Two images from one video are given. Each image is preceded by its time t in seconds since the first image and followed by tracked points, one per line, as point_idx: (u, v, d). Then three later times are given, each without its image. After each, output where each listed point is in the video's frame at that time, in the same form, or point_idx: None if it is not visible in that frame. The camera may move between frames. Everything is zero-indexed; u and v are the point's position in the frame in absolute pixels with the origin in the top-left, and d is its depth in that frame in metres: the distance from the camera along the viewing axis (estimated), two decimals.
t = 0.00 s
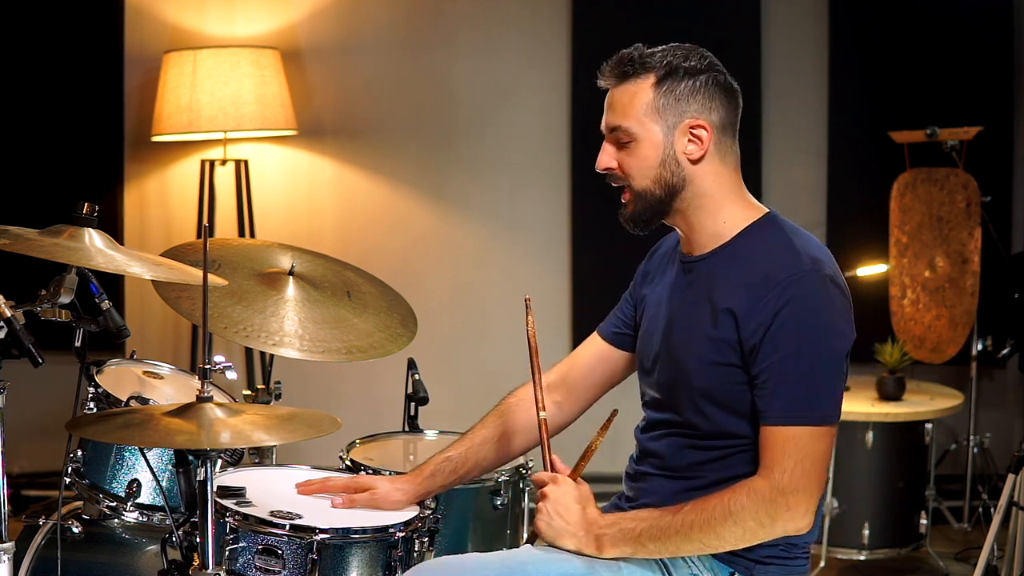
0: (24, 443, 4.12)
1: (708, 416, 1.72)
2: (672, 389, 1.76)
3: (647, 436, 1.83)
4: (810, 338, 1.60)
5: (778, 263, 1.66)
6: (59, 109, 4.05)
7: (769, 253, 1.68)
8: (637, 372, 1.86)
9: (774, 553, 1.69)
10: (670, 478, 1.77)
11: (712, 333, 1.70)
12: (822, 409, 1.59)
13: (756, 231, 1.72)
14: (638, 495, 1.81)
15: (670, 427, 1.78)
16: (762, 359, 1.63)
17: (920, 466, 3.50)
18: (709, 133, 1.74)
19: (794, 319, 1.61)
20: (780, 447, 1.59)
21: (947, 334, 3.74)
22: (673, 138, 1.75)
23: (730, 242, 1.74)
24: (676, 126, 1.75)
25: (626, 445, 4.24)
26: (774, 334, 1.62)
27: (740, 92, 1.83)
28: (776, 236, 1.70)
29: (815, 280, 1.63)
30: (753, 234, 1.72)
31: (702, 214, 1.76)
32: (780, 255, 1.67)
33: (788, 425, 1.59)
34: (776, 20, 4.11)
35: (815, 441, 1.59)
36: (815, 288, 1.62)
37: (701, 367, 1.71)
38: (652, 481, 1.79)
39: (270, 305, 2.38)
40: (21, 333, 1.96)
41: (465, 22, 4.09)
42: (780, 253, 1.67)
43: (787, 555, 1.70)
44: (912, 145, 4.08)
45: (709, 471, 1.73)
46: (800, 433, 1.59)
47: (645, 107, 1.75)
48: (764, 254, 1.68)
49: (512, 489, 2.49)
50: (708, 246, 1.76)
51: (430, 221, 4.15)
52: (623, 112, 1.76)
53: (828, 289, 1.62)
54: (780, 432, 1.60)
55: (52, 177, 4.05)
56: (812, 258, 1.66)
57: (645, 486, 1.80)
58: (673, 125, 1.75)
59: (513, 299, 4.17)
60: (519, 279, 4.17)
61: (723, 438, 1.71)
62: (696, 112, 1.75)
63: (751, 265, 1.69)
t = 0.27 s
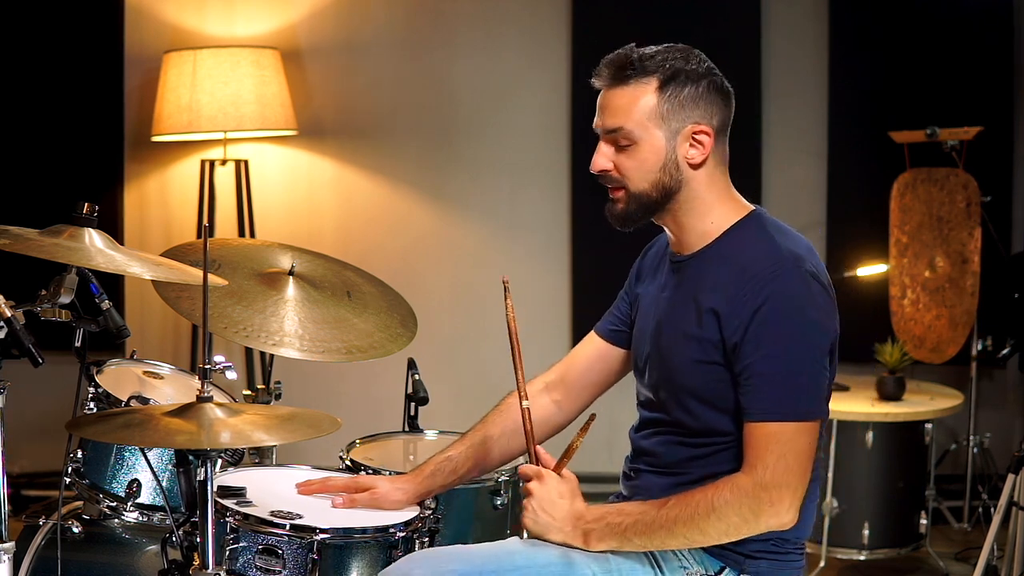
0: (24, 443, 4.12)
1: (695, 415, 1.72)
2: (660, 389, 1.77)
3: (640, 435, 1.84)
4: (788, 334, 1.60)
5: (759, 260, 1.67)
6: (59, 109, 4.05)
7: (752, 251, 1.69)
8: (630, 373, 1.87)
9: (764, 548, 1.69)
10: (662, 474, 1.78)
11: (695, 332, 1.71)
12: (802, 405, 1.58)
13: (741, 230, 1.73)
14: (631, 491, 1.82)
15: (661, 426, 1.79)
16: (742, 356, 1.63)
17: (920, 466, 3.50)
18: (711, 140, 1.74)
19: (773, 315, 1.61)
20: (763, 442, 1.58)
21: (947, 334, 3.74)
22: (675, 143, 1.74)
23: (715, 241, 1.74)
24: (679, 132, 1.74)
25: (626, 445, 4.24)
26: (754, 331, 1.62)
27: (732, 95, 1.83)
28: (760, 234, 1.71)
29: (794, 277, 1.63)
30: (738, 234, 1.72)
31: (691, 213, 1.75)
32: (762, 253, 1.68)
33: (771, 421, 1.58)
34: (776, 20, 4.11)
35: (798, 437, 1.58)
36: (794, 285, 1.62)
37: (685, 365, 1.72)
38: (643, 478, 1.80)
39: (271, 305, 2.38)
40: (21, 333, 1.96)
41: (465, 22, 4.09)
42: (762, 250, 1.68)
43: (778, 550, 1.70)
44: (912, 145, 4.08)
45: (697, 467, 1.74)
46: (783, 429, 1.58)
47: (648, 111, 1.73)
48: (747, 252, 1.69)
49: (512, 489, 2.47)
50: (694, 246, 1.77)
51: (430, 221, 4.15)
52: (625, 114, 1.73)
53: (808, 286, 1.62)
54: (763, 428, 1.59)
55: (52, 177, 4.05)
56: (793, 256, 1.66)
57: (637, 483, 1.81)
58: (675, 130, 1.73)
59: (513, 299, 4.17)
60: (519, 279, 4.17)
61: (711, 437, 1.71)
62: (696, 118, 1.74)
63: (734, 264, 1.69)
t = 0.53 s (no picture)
0: (24, 443, 4.12)
1: (690, 414, 1.73)
2: (656, 389, 1.77)
3: (638, 435, 1.84)
4: (777, 329, 1.60)
5: (750, 257, 1.67)
6: (59, 109, 4.05)
7: (743, 248, 1.69)
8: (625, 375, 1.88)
9: (765, 543, 1.70)
10: (660, 472, 1.78)
11: (687, 331, 1.71)
12: (795, 399, 1.58)
13: (733, 227, 1.73)
14: (630, 490, 1.82)
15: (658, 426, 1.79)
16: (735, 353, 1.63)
17: (920, 466, 3.50)
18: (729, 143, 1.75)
19: (764, 310, 1.61)
20: (760, 438, 1.58)
21: (947, 334, 3.74)
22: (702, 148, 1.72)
23: (707, 239, 1.74)
24: (705, 137, 1.72)
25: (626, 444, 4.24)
26: (745, 327, 1.63)
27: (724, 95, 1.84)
28: (750, 230, 1.71)
29: (784, 271, 1.63)
30: (729, 231, 1.73)
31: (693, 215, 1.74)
32: (752, 249, 1.68)
33: (766, 416, 1.58)
34: (776, 20, 4.11)
35: (794, 432, 1.58)
36: (784, 279, 1.63)
37: (679, 365, 1.72)
38: (642, 477, 1.80)
39: (270, 305, 2.38)
40: (21, 333, 1.96)
41: (465, 22, 4.09)
42: (753, 246, 1.68)
43: (778, 546, 1.70)
44: (912, 145, 4.08)
45: (695, 466, 1.74)
46: (779, 424, 1.58)
47: (683, 117, 1.68)
48: (738, 249, 1.69)
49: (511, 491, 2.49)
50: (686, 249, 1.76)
51: (430, 221, 4.15)
52: (661, 119, 1.67)
53: (797, 280, 1.63)
54: (760, 423, 1.59)
55: (52, 177, 4.05)
56: (783, 249, 1.66)
57: (637, 483, 1.81)
58: (702, 135, 1.71)
59: (513, 299, 4.17)
60: (519, 279, 4.17)
61: (707, 435, 1.72)
62: (715, 121, 1.73)
63: (725, 261, 1.70)
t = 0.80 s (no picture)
0: (23, 443, 4.12)
1: (699, 417, 1.73)
2: (663, 392, 1.77)
3: (639, 437, 1.84)
4: (796, 338, 1.60)
5: (764, 264, 1.67)
6: (58, 109, 4.04)
7: (757, 254, 1.69)
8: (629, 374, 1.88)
9: (770, 546, 1.70)
10: (663, 475, 1.78)
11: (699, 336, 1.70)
12: (810, 408, 1.59)
13: (744, 232, 1.73)
14: (632, 493, 1.82)
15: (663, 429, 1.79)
16: (750, 361, 1.63)
17: (920, 466, 3.50)
18: (706, 141, 1.73)
19: (781, 320, 1.61)
20: (772, 447, 1.58)
21: (947, 334, 3.74)
22: (672, 149, 1.72)
23: (717, 244, 1.74)
24: (674, 137, 1.72)
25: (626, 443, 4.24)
26: (761, 335, 1.62)
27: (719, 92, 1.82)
28: (763, 236, 1.71)
29: (802, 280, 1.63)
30: (741, 235, 1.72)
31: (690, 216, 1.75)
32: (767, 256, 1.67)
33: (779, 425, 1.58)
34: (776, 19, 4.11)
35: (805, 441, 1.58)
36: (800, 288, 1.62)
37: (690, 369, 1.72)
38: (643, 480, 1.80)
39: (271, 305, 2.38)
40: (21, 334, 1.96)
41: (465, 22, 4.09)
42: (767, 253, 1.68)
43: (781, 548, 1.70)
44: (912, 145, 4.08)
45: (700, 469, 1.74)
46: (791, 434, 1.58)
47: (642, 121, 1.71)
48: (751, 255, 1.69)
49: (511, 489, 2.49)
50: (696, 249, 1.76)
51: (430, 221, 4.15)
52: (617, 127, 1.70)
53: (814, 289, 1.62)
54: (772, 432, 1.58)
55: (51, 177, 4.04)
56: (799, 257, 1.66)
57: (638, 486, 1.81)
58: (670, 136, 1.72)
59: (513, 299, 4.17)
60: (519, 278, 4.17)
61: (715, 438, 1.72)
62: (691, 121, 1.73)
63: (738, 267, 1.69)
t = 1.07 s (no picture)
0: (23, 443, 4.12)
1: (699, 418, 1.73)
2: (664, 392, 1.77)
3: (638, 439, 1.83)
4: (796, 340, 1.60)
5: (765, 264, 1.66)
6: (58, 109, 4.04)
7: (758, 255, 1.68)
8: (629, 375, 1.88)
9: (769, 549, 1.70)
10: (663, 478, 1.78)
11: (701, 338, 1.70)
12: (811, 410, 1.58)
13: (745, 231, 1.72)
14: (630, 496, 1.81)
15: (663, 430, 1.79)
16: (749, 363, 1.63)
17: (920, 465, 3.50)
18: (684, 132, 1.73)
19: (781, 321, 1.61)
20: (776, 451, 1.58)
21: (947, 334, 3.74)
22: (649, 139, 1.74)
23: (718, 243, 1.74)
24: (651, 127, 1.73)
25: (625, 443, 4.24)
26: (761, 337, 1.62)
27: (716, 86, 1.82)
28: (764, 236, 1.70)
29: (803, 281, 1.63)
30: (742, 235, 1.72)
31: (683, 210, 1.76)
32: (768, 257, 1.67)
33: (781, 428, 1.58)
34: (776, 19, 4.11)
35: (810, 444, 1.58)
36: (801, 290, 1.62)
37: (691, 369, 1.72)
38: (641, 483, 1.80)
39: (271, 305, 2.38)
40: (21, 333, 1.96)
41: (465, 22, 4.09)
42: (768, 254, 1.67)
43: (780, 551, 1.70)
44: (912, 145, 4.08)
45: (700, 471, 1.74)
46: (795, 438, 1.58)
47: (618, 110, 1.74)
48: (753, 256, 1.69)
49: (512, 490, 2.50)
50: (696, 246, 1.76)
51: (430, 221, 4.15)
52: (597, 116, 1.75)
53: (815, 290, 1.62)
54: (774, 435, 1.58)
55: (51, 177, 4.04)
56: (800, 258, 1.65)
57: (637, 489, 1.80)
58: (648, 127, 1.73)
59: (513, 299, 4.17)
60: (519, 278, 4.17)
61: (716, 439, 1.71)
62: (671, 111, 1.74)
63: (739, 268, 1.69)
